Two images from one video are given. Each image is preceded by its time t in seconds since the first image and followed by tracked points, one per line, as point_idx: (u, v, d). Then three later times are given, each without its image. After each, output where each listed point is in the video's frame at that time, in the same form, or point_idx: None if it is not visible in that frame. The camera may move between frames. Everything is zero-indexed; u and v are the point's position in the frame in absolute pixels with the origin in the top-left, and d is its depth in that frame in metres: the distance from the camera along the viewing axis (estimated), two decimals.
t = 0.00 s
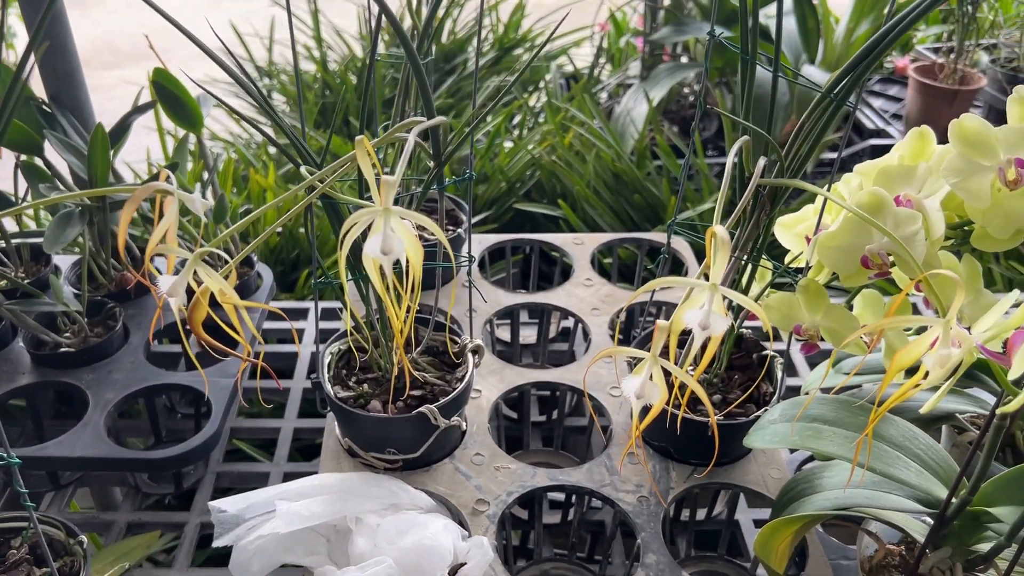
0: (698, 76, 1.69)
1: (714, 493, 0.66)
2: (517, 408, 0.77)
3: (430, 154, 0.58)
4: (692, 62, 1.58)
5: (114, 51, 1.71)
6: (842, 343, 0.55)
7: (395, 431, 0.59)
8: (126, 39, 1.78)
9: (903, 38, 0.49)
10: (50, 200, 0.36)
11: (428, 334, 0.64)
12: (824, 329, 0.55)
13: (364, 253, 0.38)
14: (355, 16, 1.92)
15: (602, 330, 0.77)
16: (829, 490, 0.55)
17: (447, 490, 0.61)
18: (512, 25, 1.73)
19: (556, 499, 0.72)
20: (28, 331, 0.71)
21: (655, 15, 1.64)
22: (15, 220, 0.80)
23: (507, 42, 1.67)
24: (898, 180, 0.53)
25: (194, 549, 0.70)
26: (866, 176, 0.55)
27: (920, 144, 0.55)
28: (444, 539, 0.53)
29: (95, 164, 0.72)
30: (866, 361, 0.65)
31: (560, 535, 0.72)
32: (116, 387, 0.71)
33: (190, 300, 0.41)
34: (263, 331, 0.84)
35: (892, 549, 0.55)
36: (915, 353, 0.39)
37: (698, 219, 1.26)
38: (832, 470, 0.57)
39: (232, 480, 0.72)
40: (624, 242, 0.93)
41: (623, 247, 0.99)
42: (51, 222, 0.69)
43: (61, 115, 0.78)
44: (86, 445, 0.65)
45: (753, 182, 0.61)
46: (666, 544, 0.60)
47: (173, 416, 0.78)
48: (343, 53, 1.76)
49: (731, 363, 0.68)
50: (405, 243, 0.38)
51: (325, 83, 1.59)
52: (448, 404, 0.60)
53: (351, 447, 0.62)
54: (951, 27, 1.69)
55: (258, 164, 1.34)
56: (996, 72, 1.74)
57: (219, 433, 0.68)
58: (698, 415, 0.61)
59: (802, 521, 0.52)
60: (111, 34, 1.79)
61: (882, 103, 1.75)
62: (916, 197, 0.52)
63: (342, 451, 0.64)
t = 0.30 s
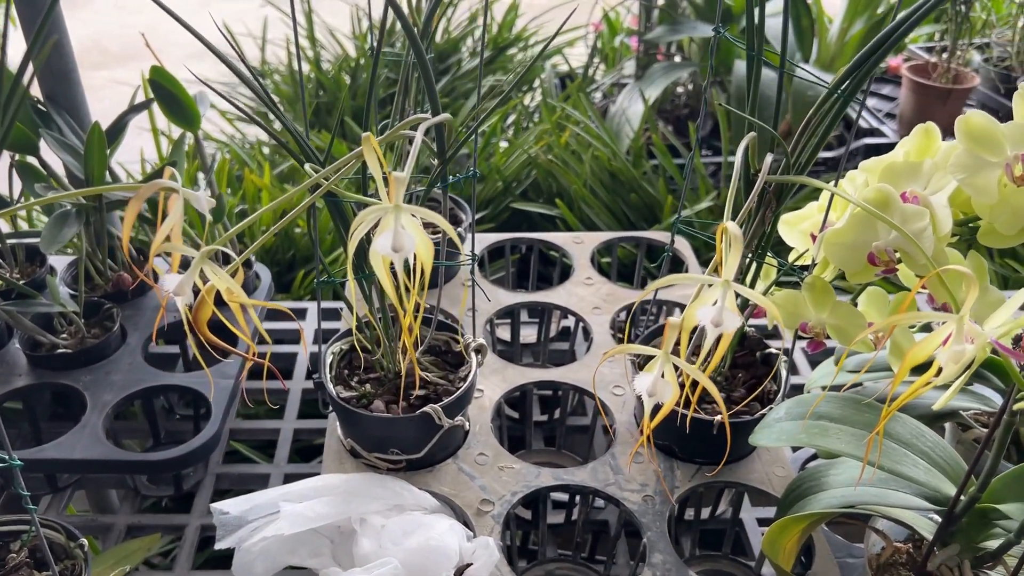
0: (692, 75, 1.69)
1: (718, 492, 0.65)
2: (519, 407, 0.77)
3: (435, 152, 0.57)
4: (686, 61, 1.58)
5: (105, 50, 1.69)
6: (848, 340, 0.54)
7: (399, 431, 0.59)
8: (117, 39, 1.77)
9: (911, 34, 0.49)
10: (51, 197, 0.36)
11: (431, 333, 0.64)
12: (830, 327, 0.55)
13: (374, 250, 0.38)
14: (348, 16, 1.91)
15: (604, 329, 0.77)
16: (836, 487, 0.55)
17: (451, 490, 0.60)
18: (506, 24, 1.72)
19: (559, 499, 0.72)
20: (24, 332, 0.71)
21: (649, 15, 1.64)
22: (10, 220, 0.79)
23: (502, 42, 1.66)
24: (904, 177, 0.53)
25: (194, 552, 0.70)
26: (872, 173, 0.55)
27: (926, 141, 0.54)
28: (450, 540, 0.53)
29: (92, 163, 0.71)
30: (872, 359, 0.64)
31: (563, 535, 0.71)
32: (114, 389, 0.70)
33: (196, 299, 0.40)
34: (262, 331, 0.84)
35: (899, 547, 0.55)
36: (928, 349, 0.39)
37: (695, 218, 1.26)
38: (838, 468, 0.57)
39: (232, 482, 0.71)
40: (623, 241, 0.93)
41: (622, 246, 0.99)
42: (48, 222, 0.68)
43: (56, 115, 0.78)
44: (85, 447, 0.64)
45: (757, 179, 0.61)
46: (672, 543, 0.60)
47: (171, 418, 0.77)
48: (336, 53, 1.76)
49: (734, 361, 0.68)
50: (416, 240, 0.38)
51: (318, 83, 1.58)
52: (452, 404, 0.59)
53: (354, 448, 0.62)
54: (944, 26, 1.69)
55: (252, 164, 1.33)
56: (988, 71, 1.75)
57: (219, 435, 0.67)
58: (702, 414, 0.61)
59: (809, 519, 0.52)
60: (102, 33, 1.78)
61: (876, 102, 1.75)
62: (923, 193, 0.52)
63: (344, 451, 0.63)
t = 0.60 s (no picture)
0: (687, 76, 1.70)
1: (723, 492, 0.65)
2: (521, 409, 0.77)
3: (441, 152, 0.57)
4: (681, 63, 1.58)
5: (99, 52, 1.69)
6: (854, 340, 0.54)
7: (403, 433, 0.59)
8: (110, 41, 1.76)
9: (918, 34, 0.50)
10: (62, 199, 0.35)
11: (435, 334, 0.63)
12: (836, 326, 0.55)
13: (386, 251, 0.38)
14: (342, 17, 1.91)
15: (606, 329, 0.77)
16: (842, 488, 0.55)
17: (456, 492, 0.60)
18: (501, 25, 1.72)
19: (563, 500, 0.71)
20: (24, 335, 0.70)
21: (644, 16, 1.64)
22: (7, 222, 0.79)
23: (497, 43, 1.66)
24: (909, 176, 0.53)
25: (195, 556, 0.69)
26: (877, 173, 0.55)
27: (931, 140, 0.54)
28: (457, 542, 0.53)
29: (92, 164, 0.71)
30: (879, 359, 0.65)
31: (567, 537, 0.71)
32: (115, 392, 0.69)
33: (205, 301, 0.40)
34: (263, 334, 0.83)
35: (906, 547, 0.55)
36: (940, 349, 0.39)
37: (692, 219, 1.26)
38: (844, 468, 0.57)
39: (233, 485, 0.71)
40: (622, 242, 0.93)
41: (621, 247, 0.98)
42: (47, 224, 0.68)
43: (54, 116, 0.77)
44: (86, 451, 0.64)
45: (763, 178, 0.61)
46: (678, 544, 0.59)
47: (171, 421, 0.77)
48: (330, 55, 1.75)
49: (738, 362, 0.68)
50: (429, 241, 0.38)
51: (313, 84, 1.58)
52: (457, 405, 0.59)
53: (358, 450, 0.62)
54: (937, 27, 1.70)
55: (248, 166, 1.32)
56: (981, 72, 1.76)
57: (221, 438, 0.67)
58: (707, 414, 0.60)
59: (816, 519, 0.52)
60: (94, 36, 1.77)
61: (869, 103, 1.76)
62: (928, 193, 0.52)
63: (348, 454, 0.63)
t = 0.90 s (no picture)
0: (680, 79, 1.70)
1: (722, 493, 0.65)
2: (520, 411, 0.77)
3: (441, 155, 0.57)
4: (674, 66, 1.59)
5: (91, 55, 1.68)
6: (853, 341, 0.55)
7: (403, 436, 0.59)
8: (102, 44, 1.75)
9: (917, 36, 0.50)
10: (62, 202, 0.35)
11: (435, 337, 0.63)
12: (835, 327, 0.55)
13: (389, 253, 0.38)
14: (335, 20, 1.90)
15: (603, 331, 0.77)
16: (842, 488, 0.55)
17: (456, 495, 0.60)
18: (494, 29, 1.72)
19: (562, 502, 0.71)
20: (19, 339, 0.70)
21: (637, 19, 1.64)
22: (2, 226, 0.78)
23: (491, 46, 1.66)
24: (907, 178, 0.53)
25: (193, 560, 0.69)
26: (875, 174, 0.55)
27: (928, 142, 0.55)
28: (458, 545, 0.52)
29: (87, 167, 0.70)
30: (879, 359, 0.65)
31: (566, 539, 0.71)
32: (112, 396, 0.69)
33: (206, 304, 0.40)
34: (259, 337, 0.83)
35: (906, 547, 0.55)
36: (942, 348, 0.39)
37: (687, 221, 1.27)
38: (843, 468, 0.57)
39: (230, 489, 0.70)
40: (619, 244, 0.93)
41: (618, 249, 0.99)
42: (43, 228, 0.67)
43: (49, 119, 0.76)
44: (83, 455, 0.63)
45: (761, 179, 0.61)
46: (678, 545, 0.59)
47: (168, 424, 0.76)
48: (323, 57, 1.75)
49: (736, 363, 0.68)
50: (432, 244, 0.38)
51: (307, 87, 1.58)
52: (457, 408, 0.59)
53: (357, 453, 0.61)
54: (928, 30, 1.71)
55: (242, 169, 1.32)
56: (972, 74, 1.77)
57: (219, 442, 0.66)
58: (706, 415, 0.61)
59: (816, 520, 0.52)
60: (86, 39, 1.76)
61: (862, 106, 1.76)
62: (926, 194, 0.52)
63: (348, 457, 0.63)
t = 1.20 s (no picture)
0: (671, 82, 1.71)
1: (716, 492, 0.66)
2: (514, 411, 0.77)
3: (434, 155, 0.57)
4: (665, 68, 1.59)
5: (81, 57, 1.67)
6: (845, 339, 0.55)
7: (397, 436, 0.59)
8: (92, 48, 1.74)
9: (906, 37, 0.50)
10: (55, 201, 0.34)
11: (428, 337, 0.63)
12: (826, 326, 0.56)
13: (384, 251, 0.38)
14: (326, 23, 1.90)
15: (597, 331, 0.77)
16: (835, 485, 0.55)
17: (450, 494, 0.60)
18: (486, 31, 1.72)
19: (556, 502, 0.72)
20: (11, 341, 0.69)
21: (628, 22, 1.65)
22: None
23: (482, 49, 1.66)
24: (898, 177, 0.53)
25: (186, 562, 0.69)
26: (865, 173, 0.56)
27: (918, 142, 0.55)
28: (453, 544, 0.53)
29: (79, 169, 0.70)
30: (870, 357, 0.65)
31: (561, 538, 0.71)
32: (104, 398, 0.69)
33: (200, 302, 0.40)
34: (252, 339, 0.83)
35: (899, 543, 0.55)
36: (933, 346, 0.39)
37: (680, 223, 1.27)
38: (836, 466, 0.57)
39: (224, 491, 0.70)
40: (611, 245, 0.93)
41: (610, 250, 0.99)
42: (34, 230, 0.67)
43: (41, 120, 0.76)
44: (75, 457, 0.63)
45: (753, 179, 0.62)
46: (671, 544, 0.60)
47: (161, 426, 0.76)
48: (314, 60, 1.75)
49: (729, 362, 0.69)
50: (427, 242, 0.38)
51: (299, 90, 1.58)
52: (451, 408, 0.59)
53: (351, 453, 0.61)
54: (917, 33, 1.72)
55: (234, 172, 1.32)
56: (960, 76, 1.78)
57: (212, 443, 0.66)
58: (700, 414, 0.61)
59: (809, 517, 0.53)
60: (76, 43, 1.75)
61: (852, 108, 1.77)
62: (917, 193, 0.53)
63: (341, 457, 0.63)
